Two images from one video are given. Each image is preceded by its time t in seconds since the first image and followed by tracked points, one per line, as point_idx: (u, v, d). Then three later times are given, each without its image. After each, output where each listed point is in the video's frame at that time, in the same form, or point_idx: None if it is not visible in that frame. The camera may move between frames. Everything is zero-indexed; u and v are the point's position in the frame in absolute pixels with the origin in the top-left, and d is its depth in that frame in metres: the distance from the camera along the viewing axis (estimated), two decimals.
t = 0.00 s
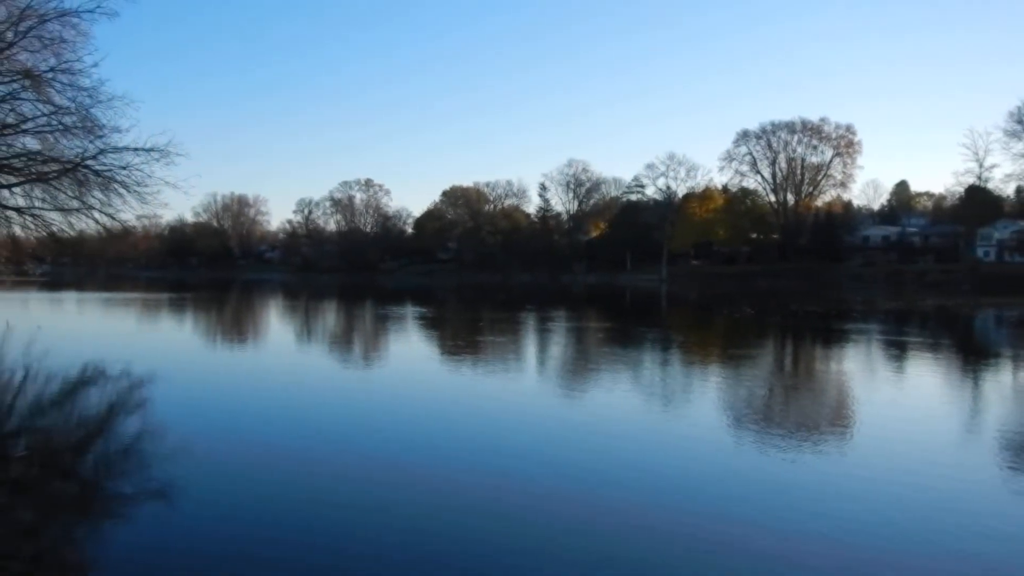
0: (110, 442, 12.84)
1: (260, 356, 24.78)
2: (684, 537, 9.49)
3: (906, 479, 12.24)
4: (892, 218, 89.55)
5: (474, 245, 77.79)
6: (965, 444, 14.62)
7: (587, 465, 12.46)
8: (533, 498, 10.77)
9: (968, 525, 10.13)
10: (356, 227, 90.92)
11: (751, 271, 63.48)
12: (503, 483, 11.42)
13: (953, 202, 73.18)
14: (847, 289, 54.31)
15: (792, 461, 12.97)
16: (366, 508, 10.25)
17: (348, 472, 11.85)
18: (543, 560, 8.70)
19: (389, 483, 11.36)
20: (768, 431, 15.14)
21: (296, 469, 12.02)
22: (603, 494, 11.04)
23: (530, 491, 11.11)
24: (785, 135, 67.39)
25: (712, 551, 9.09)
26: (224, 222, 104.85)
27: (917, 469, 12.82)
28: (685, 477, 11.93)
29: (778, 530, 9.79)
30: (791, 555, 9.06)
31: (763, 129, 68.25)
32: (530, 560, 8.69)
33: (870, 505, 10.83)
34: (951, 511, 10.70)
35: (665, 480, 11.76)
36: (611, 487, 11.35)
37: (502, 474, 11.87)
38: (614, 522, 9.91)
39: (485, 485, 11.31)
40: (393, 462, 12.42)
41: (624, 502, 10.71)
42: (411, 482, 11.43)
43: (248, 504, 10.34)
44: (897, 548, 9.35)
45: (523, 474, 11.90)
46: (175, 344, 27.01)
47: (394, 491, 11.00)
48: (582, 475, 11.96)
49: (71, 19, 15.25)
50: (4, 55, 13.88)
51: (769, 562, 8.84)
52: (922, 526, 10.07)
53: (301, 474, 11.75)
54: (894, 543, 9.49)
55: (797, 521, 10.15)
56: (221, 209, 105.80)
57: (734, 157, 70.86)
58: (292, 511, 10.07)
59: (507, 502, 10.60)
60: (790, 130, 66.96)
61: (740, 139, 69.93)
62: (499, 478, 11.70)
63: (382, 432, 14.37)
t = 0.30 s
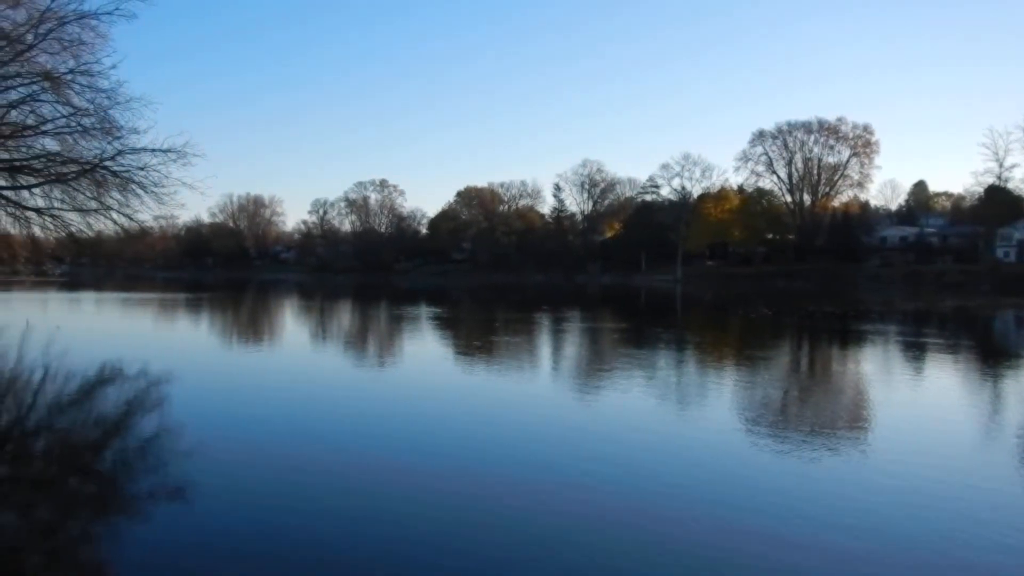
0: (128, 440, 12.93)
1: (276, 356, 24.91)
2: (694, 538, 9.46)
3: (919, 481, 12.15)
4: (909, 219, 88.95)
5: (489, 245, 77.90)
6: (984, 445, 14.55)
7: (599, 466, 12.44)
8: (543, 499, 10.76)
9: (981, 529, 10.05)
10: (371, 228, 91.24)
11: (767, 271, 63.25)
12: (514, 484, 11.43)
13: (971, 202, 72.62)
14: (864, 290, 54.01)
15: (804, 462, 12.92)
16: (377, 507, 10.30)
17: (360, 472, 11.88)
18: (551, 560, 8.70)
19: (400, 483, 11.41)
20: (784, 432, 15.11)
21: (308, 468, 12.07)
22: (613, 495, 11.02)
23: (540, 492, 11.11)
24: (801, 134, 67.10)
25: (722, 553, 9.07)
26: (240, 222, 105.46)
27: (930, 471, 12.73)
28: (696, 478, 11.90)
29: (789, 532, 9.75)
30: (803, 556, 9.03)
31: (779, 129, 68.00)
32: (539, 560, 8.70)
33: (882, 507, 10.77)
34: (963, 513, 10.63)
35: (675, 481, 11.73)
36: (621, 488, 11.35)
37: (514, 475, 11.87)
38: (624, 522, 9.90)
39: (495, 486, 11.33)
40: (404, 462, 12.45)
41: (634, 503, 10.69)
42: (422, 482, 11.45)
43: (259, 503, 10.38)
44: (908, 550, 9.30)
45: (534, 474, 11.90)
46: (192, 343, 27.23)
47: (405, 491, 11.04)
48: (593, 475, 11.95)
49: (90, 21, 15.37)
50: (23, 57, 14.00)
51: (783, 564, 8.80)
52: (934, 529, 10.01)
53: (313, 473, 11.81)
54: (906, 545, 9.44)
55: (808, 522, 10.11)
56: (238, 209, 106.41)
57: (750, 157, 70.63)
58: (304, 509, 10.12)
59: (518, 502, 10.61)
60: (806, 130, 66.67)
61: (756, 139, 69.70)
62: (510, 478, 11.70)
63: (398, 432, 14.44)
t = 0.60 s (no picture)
0: (147, 439, 13.00)
1: (293, 356, 25.04)
2: (706, 539, 9.45)
3: (934, 483, 12.06)
4: (929, 220, 88.27)
5: (506, 245, 77.97)
6: (1004, 448, 14.43)
7: (613, 466, 12.44)
8: (555, 499, 10.78)
9: (996, 531, 9.98)
10: (388, 229, 91.56)
11: (786, 271, 62.90)
12: (526, 484, 11.44)
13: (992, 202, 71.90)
14: (884, 291, 53.64)
15: (818, 464, 12.85)
16: (390, 507, 10.35)
17: (373, 472, 11.93)
18: (562, 560, 8.73)
19: (412, 483, 11.45)
20: (802, 434, 15.05)
21: (323, 467, 12.14)
22: (625, 496, 11.02)
23: (553, 492, 11.13)
24: (819, 135, 66.75)
25: (734, 554, 9.06)
26: (257, 223, 106.11)
27: (946, 473, 12.63)
28: (710, 480, 11.87)
29: (801, 533, 9.72)
30: (817, 559, 8.98)
31: (797, 129, 67.68)
32: (551, 559, 8.72)
33: (895, 509, 10.71)
34: (977, 516, 10.55)
35: (689, 482, 11.72)
36: (634, 489, 11.34)
37: (527, 475, 11.89)
38: (635, 523, 9.91)
39: (509, 486, 11.36)
40: (418, 462, 12.50)
41: (646, 504, 10.68)
42: (435, 482, 11.49)
43: (275, 502, 10.46)
44: (921, 552, 9.25)
45: (547, 475, 11.92)
46: (210, 343, 27.45)
47: (418, 490, 11.09)
48: (606, 476, 11.95)
49: (108, 22, 15.50)
50: (43, 58, 14.13)
51: (796, 566, 8.76)
52: (948, 530, 9.94)
53: (327, 473, 11.88)
54: (918, 547, 9.39)
55: (820, 524, 10.07)
56: (256, 210, 107.07)
57: (767, 157, 70.36)
58: (319, 508, 10.19)
59: (530, 502, 10.64)
60: (824, 130, 66.30)
61: (774, 139, 69.40)
62: (524, 479, 11.73)
63: (414, 432, 14.47)
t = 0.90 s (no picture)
0: (167, 438, 13.10)
1: (312, 356, 25.17)
2: (716, 539, 9.43)
3: (951, 486, 11.90)
4: (952, 219, 87.40)
5: (523, 245, 78.11)
6: None
7: (627, 467, 12.41)
8: (567, 499, 10.79)
9: (1008, 534, 9.88)
10: (405, 229, 91.84)
11: (804, 272, 62.54)
12: (540, 484, 11.44)
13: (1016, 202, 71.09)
14: (904, 292, 53.21)
15: (834, 466, 12.72)
16: (402, 506, 10.38)
17: (388, 472, 11.96)
18: (567, 559, 8.75)
19: (425, 482, 11.47)
20: (820, 435, 14.93)
21: (339, 466, 12.20)
22: (637, 496, 10.99)
23: (565, 492, 11.13)
24: (839, 134, 66.35)
25: (740, 554, 9.05)
26: (276, 223, 106.77)
27: (965, 476, 12.46)
28: (724, 481, 11.82)
29: (812, 535, 9.67)
30: (824, 559, 8.97)
31: (816, 128, 67.32)
32: (560, 559, 8.73)
33: (909, 511, 10.62)
34: (992, 519, 10.42)
35: (702, 483, 11.68)
36: (647, 490, 11.31)
37: (541, 476, 11.89)
38: (644, 523, 9.91)
39: (522, 486, 11.36)
40: (434, 462, 12.50)
41: (658, 505, 10.67)
42: (448, 482, 11.51)
43: (289, 500, 10.50)
44: (932, 554, 9.18)
45: (561, 475, 11.92)
46: (229, 342, 27.66)
47: (430, 490, 11.11)
48: (619, 476, 11.92)
49: (130, 25, 15.62)
50: (66, 60, 14.26)
51: (810, 568, 8.72)
52: (960, 534, 9.85)
53: (342, 471, 11.93)
54: (930, 550, 9.32)
55: (832, 525, 10.02)
56: (274, 210, 107.73)
57: (787, 157, 70.03)
58: (332, 507, 10.24)
59: (542, 503, 10.64)
60: (844, 130, 65.89)
61: (793, 139, 69.08)
62: (537, 480, 11.73)
63: (430, 432, 14.49)
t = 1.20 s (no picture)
0: (186, 436, 13.16)
1: (328, 355, 25.32)
2: (729, 541, 9.40)
3: (971, 490, 11.74)
4: (973, 219, 86.64)
5: (539, 246, 78.28)
6: None
7: (644, 468, 12.35)
8: (581, 500, 10.78)
9: None
10: (421, 229, 92.09)
11: (822, 272, 62.13)
12: (554, 486, 11.41)
13: None
14: (923, 293, 52.78)
15: (851, 468, 12.62)
16: (417, 506, 10.37)
17: (404, 472, 11.96)
18: (575, 558, 8.74)
19: (440, 482, 11.46)
20: (840, 437, 14.82)
21: (356, 466, 12.21)
22: (652, 497, 10.96)
23: (578, 493, 11.12)
24: (858, 133, 65.97)
25: (749, 554, 9.02)
26: (293, 223, 107.35)
27: (986, 480, 12.28)
28: (740, 482, 11.75)
29: (823, 536, 9.60)
30: (837, 561, 8.90)
31: (835, 128, 66.99)
32: (572, 559, 8.72)
33: (925, 513, 10.50)
34: (1009, 523, 10.33)
35: (719, 484, 11.62)
36: (662, 490, 11.26)
37: (556, 476, 11.86)
38: (656, 523, 9.89)
39: (539, 487, 11.32)
40: (450, 462, 12.49)
41: (673, 506, 10.63)
42: (463, 482, 11.48)
43: (303, 499, 10.53)
44: (945, 558, 9.05)
45: (577, 475, 11.88)
46: (246, 342, 27.84)
47: (445, 490, 11.10)
48: (634, 477, 11.89)
49: (150, 26, 15.70)
50: (86, 62, 14.34)
51: (825, 570, 8.65)
52: (975, 537, 9.72)
53: (358, 471, 11.95)
54: (946, 552, 9.24)
55: (846, 527, 9.94)
56: (291, 210, 108.30)
57: (805, 157, 69.71)
58: (347, 506, 10.27)
59: (556, 503, 10.62)
60: (863, 129, 65.50)
61: (812, 139, 68.77)
62: (554, 480, 11.68)
63: (447, 433, 14.47)
